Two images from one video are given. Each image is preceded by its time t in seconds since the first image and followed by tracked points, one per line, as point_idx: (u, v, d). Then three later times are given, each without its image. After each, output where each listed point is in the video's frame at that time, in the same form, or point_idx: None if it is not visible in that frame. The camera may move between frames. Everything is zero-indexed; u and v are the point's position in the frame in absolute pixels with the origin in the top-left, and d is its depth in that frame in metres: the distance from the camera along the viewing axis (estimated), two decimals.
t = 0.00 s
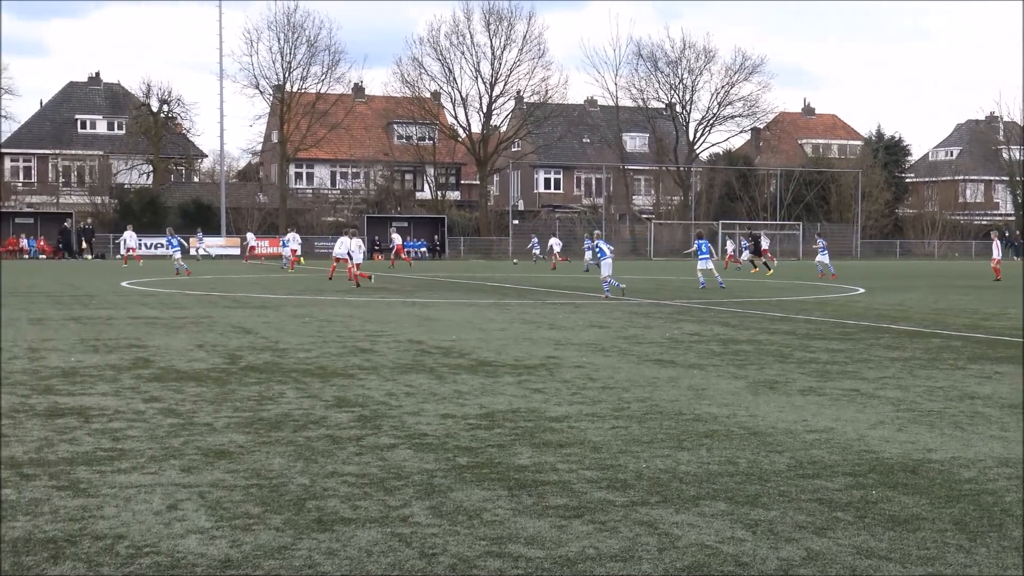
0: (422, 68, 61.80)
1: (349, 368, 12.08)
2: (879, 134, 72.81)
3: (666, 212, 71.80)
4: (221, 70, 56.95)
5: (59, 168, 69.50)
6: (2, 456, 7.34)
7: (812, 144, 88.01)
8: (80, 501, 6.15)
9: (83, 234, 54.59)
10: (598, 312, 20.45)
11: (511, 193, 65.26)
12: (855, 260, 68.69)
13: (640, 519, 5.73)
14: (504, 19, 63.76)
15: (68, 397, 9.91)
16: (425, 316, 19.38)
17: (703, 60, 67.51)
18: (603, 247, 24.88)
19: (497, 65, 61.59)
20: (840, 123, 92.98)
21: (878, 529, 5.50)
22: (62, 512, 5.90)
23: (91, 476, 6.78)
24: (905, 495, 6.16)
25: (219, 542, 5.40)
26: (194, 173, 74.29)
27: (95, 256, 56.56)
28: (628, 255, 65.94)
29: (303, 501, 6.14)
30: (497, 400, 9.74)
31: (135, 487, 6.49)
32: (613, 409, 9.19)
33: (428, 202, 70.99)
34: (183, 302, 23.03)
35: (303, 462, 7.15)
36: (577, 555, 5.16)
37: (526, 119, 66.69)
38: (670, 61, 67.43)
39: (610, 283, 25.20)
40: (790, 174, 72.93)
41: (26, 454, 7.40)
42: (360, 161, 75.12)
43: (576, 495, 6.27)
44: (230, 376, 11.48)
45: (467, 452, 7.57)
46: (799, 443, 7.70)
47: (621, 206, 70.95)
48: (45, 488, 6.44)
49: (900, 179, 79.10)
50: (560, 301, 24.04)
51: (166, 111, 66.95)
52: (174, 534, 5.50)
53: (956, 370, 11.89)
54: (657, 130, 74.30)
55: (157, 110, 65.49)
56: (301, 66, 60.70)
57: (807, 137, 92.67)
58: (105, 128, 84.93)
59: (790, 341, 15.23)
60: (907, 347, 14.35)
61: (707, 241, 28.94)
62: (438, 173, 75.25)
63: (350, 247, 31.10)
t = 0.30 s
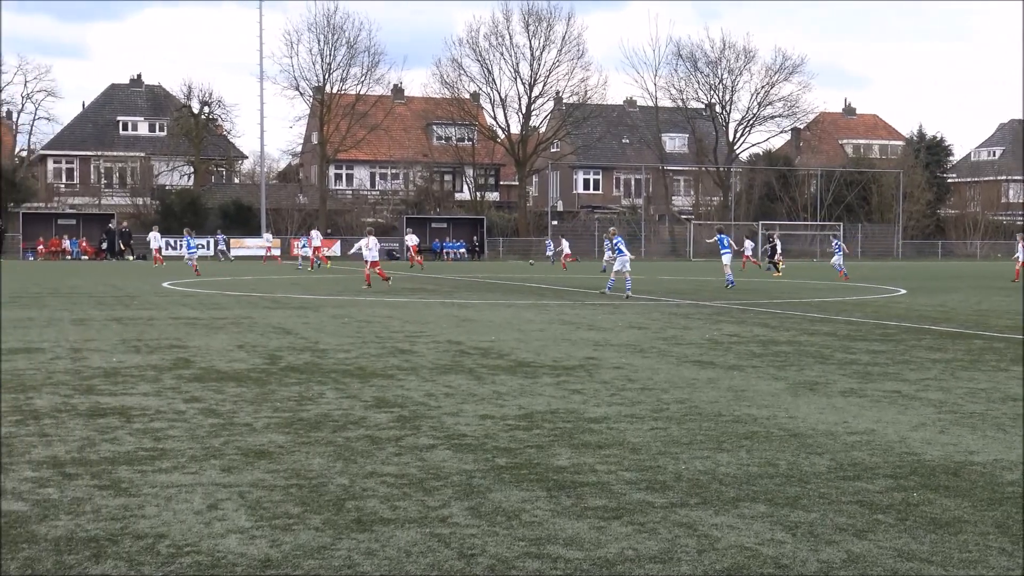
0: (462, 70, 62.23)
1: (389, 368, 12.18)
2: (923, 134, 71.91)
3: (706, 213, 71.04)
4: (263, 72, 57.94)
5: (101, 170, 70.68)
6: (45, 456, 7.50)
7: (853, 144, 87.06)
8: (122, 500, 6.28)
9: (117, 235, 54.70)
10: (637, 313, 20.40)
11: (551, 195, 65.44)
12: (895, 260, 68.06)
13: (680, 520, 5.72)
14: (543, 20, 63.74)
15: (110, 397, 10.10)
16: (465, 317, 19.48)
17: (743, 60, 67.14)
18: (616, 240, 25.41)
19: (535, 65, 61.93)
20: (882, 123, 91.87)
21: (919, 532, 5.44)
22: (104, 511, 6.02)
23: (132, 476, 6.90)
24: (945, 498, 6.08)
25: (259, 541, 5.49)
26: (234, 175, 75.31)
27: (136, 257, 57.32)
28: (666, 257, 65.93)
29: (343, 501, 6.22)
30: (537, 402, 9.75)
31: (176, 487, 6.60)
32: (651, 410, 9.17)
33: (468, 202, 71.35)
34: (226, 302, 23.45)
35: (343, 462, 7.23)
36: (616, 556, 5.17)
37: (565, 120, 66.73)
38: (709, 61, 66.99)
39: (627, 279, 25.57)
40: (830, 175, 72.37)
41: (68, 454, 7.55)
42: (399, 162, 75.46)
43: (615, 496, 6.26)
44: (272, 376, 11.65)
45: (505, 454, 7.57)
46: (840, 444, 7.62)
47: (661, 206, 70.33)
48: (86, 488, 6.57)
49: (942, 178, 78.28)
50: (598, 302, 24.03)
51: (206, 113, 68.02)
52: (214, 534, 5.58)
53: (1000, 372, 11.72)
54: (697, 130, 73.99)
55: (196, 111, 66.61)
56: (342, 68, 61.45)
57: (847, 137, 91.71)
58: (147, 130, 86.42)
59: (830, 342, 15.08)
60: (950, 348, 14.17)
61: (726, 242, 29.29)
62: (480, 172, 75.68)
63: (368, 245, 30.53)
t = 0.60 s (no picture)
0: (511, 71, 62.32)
1: (437, 369, 12.30)
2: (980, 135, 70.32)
3: (756, 214, 70.38)
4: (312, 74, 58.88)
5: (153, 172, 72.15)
6: (99, 455, 7.71)
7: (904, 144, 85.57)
8: (172, 500, 6.43)
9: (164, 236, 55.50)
10: (687, 315, 20.25)
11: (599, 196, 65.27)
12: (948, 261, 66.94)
13: (728, 522, 5.73)
14: (591, 21, 63.51)
15: (162, 397, 10.35)
16: (513, 318, 19.53)
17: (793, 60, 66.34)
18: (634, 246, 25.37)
19: (583, 66, 62.09)
20: (934, 122, 90.11)
21: (971, 536, 5.38)
22: (156, 510, 6.19)
23: (184, 475, 7.06)
24: (998, 502, 6.00)
25: (310, 541, 5.60)
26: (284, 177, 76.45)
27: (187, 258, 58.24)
28: (714, 258, 65.44)
29: (393, 502, 6.30)
30: (584, 403, 9.75)
31: (228, 486, 6.74)
32: (699, 412, 9.13)
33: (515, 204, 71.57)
34: (277, 303, 23.79)
35: (392, 463, 7.32)
36: (664, 559, 5.18)
37: (614, 121, 66.51)
38: (758, 61, 66.28)
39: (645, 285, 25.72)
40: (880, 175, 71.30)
41: (121, 453, 7.76)
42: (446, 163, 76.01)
43: (665, 498, 6.26)
44: (321, 376, 11.84)
45: (553, 456, 7.59)
46: (890, 447, 7.54)
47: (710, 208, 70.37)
48: (140, 487, 6.74)
49: (996, 177, 76.55)
50: (648, 303, 23.90)
51: (256, 115, 69.10)
52: (264, 534, 5.70)
53: None
54: (746, 131, 73.34)
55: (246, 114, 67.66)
56: (390, 69, 61.95)
57: (898, 138, 90.13)
58: (197, 132, 88.22)
59: (881, 344, 14.83)
60: (1005, 350, 13.86)
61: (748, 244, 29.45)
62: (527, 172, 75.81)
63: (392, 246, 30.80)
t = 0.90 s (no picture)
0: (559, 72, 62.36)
1: (485, 370, 12.39)
2: None
3: (806, 215, 69.51)
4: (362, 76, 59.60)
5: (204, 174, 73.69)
6: (151, 455, 7.91)
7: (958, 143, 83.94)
8: (223, 500, 6.58)
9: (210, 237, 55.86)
10: (736, 316, 20.09)
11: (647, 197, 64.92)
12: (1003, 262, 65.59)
13: (778, 525, 5.70)
14: (641, 22, 63.24)
15: (213, 397, 10.57)
16: (561, 319, 19.55)
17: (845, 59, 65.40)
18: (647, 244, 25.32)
19: (633, 67, 61.92)
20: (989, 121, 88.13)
21: None
22: (207, 510, 6.33)
23: (234, 475, 7.22)
24: None
25: (359, 541, 5.69)
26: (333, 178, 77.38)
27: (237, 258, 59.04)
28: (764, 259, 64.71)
29: (441, 502, 6.38)
30: (633, 405, 9.75)
31: (277, 486, 6.88)
32: (749, 414, 9.07)
33: (564, 205, 71.53)
34: (326, 304, 24.11)
35: (441, 464, 7.39)
36: (713, 561, 5.18)
37: (663, 122, 66.16)
38: (809, 61, 65.47)
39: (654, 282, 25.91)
40: (933, 175, 70.06)
41: (172, 453, 7.95)
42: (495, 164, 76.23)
43: (714, 500, 6.25)
44: (369, 377, 11.99)
45: (602, 457, 7.61)
46: (942, 450, 7.44)
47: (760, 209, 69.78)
48: (191, 487, 6.90)
49: None
50: (697, 305, 23.74)
51: (306, 117, 70.05)
52: (313, 534, 5.81)
53: None
54: (797, 131, 72.48)
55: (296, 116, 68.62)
56: (439, 70, 62.37)
57: (951, 138, 88.37)
58: (248, 133, 89.68)
59: (933, 346, 14.59)
60: None
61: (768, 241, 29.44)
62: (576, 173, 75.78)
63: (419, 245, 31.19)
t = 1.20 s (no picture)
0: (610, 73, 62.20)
1: (535, 371, 12.46)
2: None
3: (859, 215, 67.94)
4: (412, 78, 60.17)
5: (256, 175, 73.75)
6: (204, 455, 8.11)
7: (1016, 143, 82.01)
8: (275, 499, 6.73)
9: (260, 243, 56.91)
10: (789, 318, 19.87)
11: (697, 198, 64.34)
12: None
13: (831, 528, 5.66)
14: (692, 22, 62.81)
15: (265, 397, 10.79)
16: (612, 320, 19.51)
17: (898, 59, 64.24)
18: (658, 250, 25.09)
19: (684, 67, 61.55)
20: None
21: None
22: (258, 510, 6.48)
23: (286, 475, 7.37)
24: None
25: (409, 541, 5.79)
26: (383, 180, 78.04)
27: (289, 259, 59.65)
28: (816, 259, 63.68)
29: (491, 503, 6.45)
30: (684, 407, 9.73)
31: (328, 486, 7.01)
32: (801, 416, 8.98)
33: (615, 206, 71.34)
34: (377, 305, 24.39)
35: (493, 465, 7.47)
36: (766, 563, 5.18)
37: (714, 122, 65.56)
38: (862, 61, 64.41)
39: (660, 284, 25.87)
40: (988, 175, 68.45)
41: (224, 453, 8.13)
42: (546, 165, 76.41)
43: (766, 503, 6.23)
44: (419, 378, 12.11)
45: (652, 459, 7.62)
46: (998, 453, 7.32)
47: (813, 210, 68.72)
48: (243, 486, 7.07)
49: None
50: (749, 306, 23.50)
51: (357, 118, 70.80)
52: (365, 534, 5.92)
53: None
54: (849, 131, 71.39)
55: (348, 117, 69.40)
56: (490, 72, 62.61)
57: (1010, 136, 86.25)
58: (300, 135, 90.84)
59: (990, 348, 14.29)
60: None
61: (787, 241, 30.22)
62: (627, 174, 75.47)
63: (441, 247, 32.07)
